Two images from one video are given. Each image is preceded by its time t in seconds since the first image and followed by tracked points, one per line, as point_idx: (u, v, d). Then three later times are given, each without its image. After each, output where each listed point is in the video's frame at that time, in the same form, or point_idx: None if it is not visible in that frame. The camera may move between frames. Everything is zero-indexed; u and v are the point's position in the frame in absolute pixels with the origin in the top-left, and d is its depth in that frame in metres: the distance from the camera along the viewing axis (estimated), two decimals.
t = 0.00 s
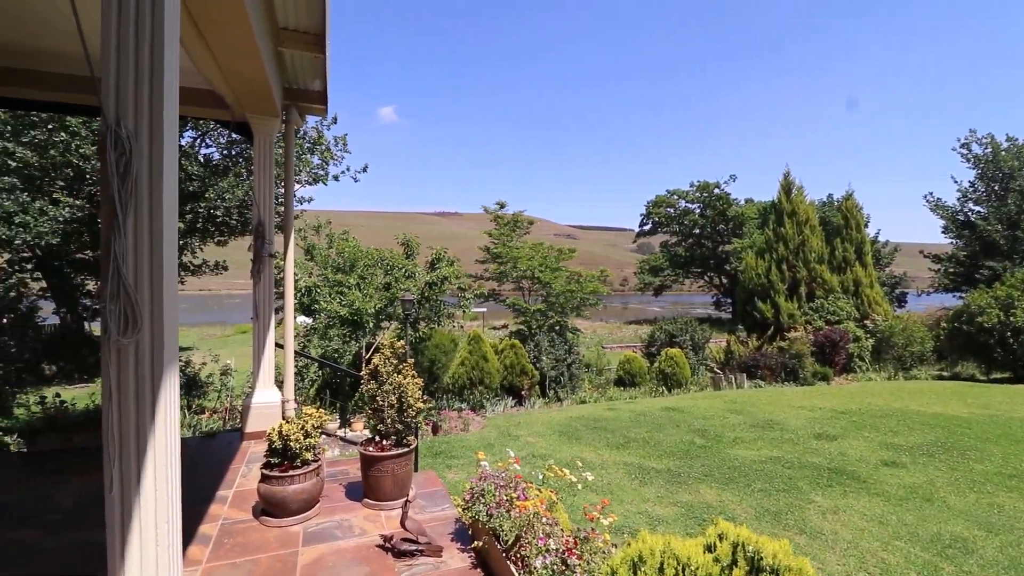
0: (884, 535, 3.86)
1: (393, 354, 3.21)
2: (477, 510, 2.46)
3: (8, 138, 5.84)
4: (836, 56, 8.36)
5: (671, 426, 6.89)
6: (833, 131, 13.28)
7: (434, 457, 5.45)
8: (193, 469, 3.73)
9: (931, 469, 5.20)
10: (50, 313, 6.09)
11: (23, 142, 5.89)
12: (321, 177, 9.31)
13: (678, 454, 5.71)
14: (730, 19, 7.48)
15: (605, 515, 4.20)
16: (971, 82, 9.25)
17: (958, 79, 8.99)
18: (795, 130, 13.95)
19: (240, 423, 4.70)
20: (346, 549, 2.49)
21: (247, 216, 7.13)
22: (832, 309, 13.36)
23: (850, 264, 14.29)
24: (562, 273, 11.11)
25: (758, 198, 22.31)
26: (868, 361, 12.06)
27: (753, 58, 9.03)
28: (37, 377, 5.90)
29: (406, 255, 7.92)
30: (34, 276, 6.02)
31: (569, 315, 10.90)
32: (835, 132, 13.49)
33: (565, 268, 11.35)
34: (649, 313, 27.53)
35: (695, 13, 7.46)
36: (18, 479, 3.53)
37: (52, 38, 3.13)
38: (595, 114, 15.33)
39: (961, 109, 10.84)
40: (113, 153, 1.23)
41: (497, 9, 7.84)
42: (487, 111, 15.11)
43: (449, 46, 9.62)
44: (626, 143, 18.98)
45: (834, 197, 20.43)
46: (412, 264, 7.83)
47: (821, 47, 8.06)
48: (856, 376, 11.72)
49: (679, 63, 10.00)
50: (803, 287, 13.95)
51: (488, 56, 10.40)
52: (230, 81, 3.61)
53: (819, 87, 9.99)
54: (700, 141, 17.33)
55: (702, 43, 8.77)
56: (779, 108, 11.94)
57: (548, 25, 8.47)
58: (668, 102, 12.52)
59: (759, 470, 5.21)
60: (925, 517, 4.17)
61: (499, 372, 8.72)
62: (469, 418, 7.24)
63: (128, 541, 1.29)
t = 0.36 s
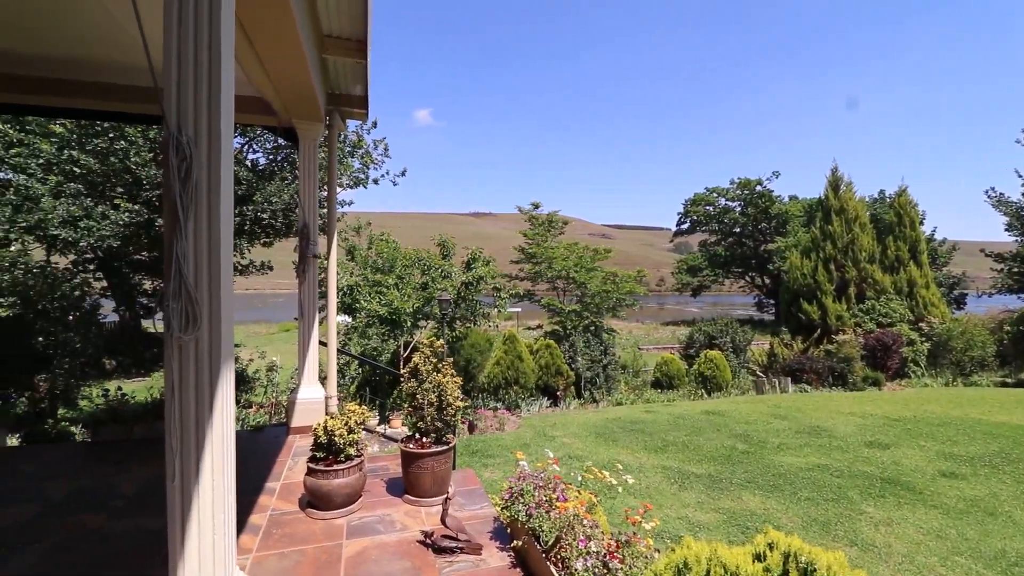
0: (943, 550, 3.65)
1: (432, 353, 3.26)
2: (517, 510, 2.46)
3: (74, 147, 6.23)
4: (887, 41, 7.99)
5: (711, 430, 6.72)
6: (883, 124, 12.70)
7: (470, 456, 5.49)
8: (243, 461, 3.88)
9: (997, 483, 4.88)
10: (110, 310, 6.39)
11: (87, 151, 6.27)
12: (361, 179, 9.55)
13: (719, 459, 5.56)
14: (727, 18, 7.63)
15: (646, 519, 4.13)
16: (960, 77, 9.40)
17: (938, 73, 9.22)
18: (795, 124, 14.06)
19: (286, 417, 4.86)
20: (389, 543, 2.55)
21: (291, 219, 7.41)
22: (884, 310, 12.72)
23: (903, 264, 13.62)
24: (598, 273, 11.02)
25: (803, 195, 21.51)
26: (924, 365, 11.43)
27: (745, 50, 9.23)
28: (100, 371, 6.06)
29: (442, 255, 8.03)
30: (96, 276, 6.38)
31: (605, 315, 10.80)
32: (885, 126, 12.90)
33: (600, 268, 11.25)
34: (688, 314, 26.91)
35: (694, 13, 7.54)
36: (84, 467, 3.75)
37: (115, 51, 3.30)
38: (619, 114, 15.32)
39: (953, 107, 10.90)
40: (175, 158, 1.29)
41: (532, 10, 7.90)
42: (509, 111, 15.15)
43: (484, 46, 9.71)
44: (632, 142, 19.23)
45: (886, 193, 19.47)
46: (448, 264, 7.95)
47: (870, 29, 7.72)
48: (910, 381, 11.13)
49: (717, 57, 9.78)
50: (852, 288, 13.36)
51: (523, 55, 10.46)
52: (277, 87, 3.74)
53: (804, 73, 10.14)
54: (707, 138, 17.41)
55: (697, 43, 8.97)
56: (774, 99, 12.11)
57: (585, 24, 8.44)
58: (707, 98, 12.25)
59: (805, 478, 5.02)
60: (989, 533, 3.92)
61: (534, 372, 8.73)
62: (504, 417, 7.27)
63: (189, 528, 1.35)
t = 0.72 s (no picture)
0: (1008, 569, 3.42)
1: (470, 352, 3.29)
2: (555, 511, 2.46)
3: (133, 153, 6.59)
4: (937, 31, 7.58)
5: (754, 436, 6.52)
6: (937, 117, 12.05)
7: (506, 455, 5.51)
8: (287, 454, 4.01)
9: None
10: (165, 309, 6.96)
11: (145, 157, 6.63)
12: (399, 181, 9.72)
13: (762, 466, 5.39)
14: (728, 19, 7.70)
15: (688, 525, 4.03)
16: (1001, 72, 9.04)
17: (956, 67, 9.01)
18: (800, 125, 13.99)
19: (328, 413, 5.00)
20: (427, 539, 2.58)
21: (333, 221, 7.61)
22: (941, 313, 12.04)
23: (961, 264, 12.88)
24: (634, 273, 10.86)
25: (851, 191, 20.61)
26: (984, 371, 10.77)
27: (786, 45, 8.93)
28: (153, 366, 6.39)
29: (478, 255, 8.10)
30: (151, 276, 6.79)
31: (642, 316, 10.63)
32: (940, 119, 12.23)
33: (637, 268, 11.09)
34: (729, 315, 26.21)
35: (695, 13, 7.60)
36: (143, 457, 3.95)
37: (171, 62, 3.46)
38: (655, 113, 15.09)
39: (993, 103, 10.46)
40: (230, 164, 1.35)
41: (564, 11, 7.84)
42: (544, 110, 15.14)
43: (520, 46, 9.73)
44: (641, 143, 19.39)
45: (943, 189, 18.42)
46: (483, 264, 8.01)
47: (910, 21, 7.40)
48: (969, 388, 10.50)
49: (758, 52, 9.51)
50: (905, 289, 12.70)
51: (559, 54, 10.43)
52: (320, 94, 3.85)
53: (849, 68, 9.74)
54: (714, 137, 17.41)
55: (691, 44, 9.09)
56: (771, 102, 12.24)
57: (618, 24, 8.32)
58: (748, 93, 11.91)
59: (855, 487, 4.81)
60: None
61: (570, 373, 8.67)
62: (539, 417, 7.26)
63: (241, 520, 1.41)
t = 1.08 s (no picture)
0: None
1: (503, 352, 3.31)
2: (588, 513, 2.46)
3: (181, 159, 6.86)
4: (990, 19, 7.17)
5: (794, 441, 6.31)
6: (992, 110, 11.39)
7: (538, 456, 5.51)
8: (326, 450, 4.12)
9: None
10: (210, 308, 7.29)
11: (191, 162, 6.87)
12: (432, 182, 9.83)
13: (803, 473, 5.22)
14: (756, 16, 7.54)
15: (727, 532, 3.93)
16: None
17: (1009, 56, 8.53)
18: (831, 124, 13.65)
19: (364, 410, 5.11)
20: (462, 537, 2.61)
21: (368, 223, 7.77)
22: (997, 315, 11.38)
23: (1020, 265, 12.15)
24: (668, 273, 10.68)
25: (899, 187, 19.70)
26: None
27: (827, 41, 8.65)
28: (199, 362, 6.69)
29: (510, 255, 8.12)
30: (197, 276, 7.08)
31: (676, 317, 10.44)
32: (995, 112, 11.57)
33: (671, 268, 10.90)
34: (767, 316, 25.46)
35: (723, 11, 7.46)
36: (191, 449, 4.13)
37: (219, 70, 3.60)
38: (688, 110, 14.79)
39: None
40: (275, 168, 1.40)
41: (595, 11, 7.78)
42: (577, 108, 15.09)
43: (550, 45, 9.70)
44: (658, 142, 19.51)
45: (1001, 184, 17.39)
46: (515, 264, 8.03)
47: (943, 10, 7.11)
48: None
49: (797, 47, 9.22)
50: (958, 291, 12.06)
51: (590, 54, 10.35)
52: (358, 98, 3.94)
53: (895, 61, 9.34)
54: (730, 134, 17.37)
55: (712, 43, 9.04)
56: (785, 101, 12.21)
57: (649, 24, 8.18)
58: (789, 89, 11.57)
59: (904, 498, 4.59)
60: None
61: (602, 374, 8.60)
62: (571, 418, 7.21)
63: (285, 512, 1.46)
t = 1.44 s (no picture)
0: None
1: (530, 352, 3.30)
2: (617, 515, 2.44)
3: (218, 163, 7.11)
4: None
5: (830, 447, 6.12)
6: None
7: (564, 457, 5.48)
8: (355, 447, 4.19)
9: None
10: (244, 306, 7.50)
11: (228, 166, 7.12)
12: (458, 182, 9.89)
13: (839, 480, 5.06)
14: (786, 12, 7.37)
15: (760, 539, 3.84)
16: None
17: None
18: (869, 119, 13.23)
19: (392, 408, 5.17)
20: (489, 536, 2.62)
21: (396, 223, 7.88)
22: None
23: None
24: (697, 273, 10.50)
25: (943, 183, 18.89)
26: None
27: (862, 35, 8.39)
28: (234, 359, 6.89)
29: (535, 255, 8.11)
30: (233, 275, 7.30)
31: (705, 318, 10.26)
32: None
33: (700, 268, 10.71)
34: (801, 317, 24.78)
35: (751, 8, 7.32)
36: (228, 444, 4.25)
37: (260, 77, 3.72)
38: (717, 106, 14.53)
39: None
40: (309, 171, 1.44)
41: (621, 11, 7.72)
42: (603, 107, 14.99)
43: (577, 45, 9.67)
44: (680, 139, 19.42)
45: None
46: (541, 264, 8.02)
47: (955, 13, 6.96)
48: None
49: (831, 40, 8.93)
50: (1006, 292, 11.50)
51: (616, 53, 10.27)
52: (387, 101, 4.01)
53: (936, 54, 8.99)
54: (736, 130, 17.42)
55: (740, 39, 8.87)
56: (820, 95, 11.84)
57: (677, 22, 8.07)
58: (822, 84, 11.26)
59: (948, 508, 4.40)
60: None
61: (629, 375, 8.51)
62: (597, 420, 7.16)
63: (318, 507, 1.49)
